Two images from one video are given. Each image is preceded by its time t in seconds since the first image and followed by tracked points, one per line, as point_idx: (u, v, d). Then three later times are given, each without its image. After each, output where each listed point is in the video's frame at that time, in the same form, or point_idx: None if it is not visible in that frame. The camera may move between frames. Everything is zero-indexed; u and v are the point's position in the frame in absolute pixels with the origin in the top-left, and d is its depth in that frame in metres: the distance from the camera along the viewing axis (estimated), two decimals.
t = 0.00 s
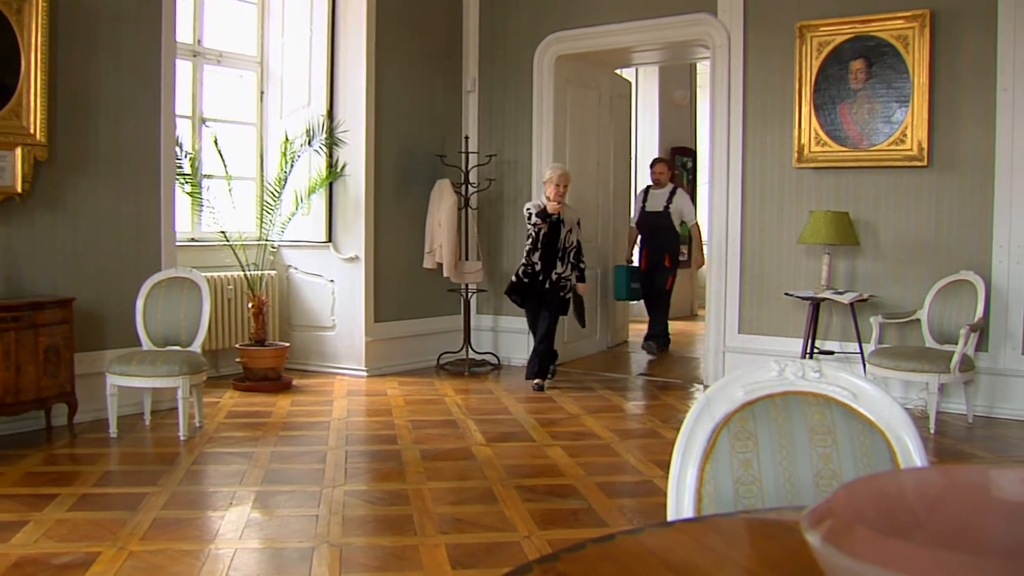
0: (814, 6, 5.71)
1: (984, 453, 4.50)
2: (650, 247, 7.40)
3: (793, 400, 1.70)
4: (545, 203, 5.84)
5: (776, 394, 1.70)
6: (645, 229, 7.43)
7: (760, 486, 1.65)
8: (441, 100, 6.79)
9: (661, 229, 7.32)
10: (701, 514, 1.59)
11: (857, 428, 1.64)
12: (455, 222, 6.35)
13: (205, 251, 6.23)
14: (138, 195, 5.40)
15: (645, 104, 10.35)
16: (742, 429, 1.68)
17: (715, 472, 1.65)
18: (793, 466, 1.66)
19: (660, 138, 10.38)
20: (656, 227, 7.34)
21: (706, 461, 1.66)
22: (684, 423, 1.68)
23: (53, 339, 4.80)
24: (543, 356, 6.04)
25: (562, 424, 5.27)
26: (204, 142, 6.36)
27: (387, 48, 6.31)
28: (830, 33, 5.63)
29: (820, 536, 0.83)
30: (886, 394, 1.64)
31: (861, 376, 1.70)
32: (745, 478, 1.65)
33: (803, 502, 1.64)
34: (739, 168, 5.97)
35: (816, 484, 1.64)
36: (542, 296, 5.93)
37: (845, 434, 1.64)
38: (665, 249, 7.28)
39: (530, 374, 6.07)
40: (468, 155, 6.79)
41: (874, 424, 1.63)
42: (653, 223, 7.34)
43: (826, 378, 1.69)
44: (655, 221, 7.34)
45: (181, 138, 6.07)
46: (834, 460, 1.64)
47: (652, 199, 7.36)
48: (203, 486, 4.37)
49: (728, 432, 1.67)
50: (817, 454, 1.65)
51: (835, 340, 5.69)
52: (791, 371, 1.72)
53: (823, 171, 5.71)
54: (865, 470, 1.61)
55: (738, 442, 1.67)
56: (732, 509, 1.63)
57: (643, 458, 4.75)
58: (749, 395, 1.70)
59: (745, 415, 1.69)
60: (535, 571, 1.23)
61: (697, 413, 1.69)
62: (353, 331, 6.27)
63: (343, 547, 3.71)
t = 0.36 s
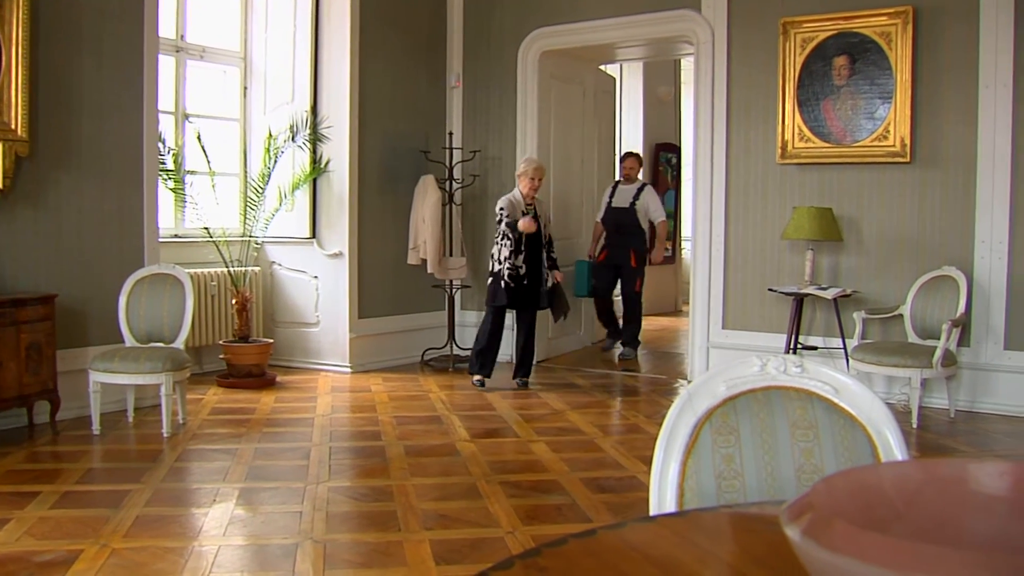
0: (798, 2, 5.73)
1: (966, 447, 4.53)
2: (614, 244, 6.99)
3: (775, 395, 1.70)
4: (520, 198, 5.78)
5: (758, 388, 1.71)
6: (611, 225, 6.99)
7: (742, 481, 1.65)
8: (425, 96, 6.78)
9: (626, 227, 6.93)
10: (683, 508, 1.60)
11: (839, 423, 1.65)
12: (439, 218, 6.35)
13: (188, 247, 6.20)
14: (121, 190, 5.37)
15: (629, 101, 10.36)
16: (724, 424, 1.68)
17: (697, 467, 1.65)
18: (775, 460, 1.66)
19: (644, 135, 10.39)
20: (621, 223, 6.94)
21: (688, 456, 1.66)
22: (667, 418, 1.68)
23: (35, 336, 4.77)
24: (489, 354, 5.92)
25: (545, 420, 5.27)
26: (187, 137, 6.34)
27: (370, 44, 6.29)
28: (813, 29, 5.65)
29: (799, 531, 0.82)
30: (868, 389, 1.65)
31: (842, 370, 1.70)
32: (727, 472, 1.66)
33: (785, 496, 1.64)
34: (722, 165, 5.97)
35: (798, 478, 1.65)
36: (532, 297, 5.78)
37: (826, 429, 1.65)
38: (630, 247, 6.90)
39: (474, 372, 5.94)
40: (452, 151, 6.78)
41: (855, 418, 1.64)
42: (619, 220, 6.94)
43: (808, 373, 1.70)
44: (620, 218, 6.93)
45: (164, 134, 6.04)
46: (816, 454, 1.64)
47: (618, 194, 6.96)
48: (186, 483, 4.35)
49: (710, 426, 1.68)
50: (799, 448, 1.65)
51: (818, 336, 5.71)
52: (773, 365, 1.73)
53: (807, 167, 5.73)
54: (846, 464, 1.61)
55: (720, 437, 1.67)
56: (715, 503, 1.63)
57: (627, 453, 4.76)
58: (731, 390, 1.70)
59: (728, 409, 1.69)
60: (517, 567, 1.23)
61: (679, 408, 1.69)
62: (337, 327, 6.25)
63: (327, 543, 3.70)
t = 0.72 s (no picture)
0: None
1: (947, 442, 4.55)
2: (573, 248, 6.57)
3: (755, 389, 1.71)
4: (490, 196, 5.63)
5: (738, 383, 1.71)
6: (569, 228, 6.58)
7: (722, 475, 1.66)
8: (407, 92, 6.77)
9: (588, 229, 6.56)
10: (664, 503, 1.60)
11: (818, 418, 1.65)
12: (422, 214, 6.34)
13: (170, 243, 6.17)
14: (102, 186, 5.34)
15: (612, 97, 10.38)
16: (705, 419, 1.69)
17: (677, 462, 1.66)
18: (755, 455, 1.67)
19: (627, 131, 10.41)
20: (582, 226, 6.55)
21: (668, 451, 1.66)
22: (647, 413, 1.68)
23: (14, 333, 4.74)
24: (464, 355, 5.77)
25: (528, 416, 5.27)
26: (169, 134, 6.31)
27: (353, 40, 6.28)
28: (795, 26, 5.67)
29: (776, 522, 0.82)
30: (848, 383, 1.65)
31: (823, 364, 1.70)
32: (707, 467, 1.66)
33: (764, 491, 1.65)
34: (705, 161, 5.98)
35: (778, 472, 1.66)
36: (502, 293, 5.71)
37: (806, 424, 1.66)
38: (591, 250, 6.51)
39: (455, 376, 5.78)
40: (434, 147, 6.77)
41: (835, 413, 1.64)
42: (579, 222, 6.54)
43: (788, 368, 1.70)
44: (581, 220, 6.53)
45: (145, 130, 6.02)
46: (796, 449, 1.65)
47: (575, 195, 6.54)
48: (168, 480, 4.33)
49: (691, 421, 1.68)
50: (779, 443, 1.66)
51: (800, 331, 5.73)
52: (753, 360, 1.73)
53: (788, 163, 5.75)
54: (826, 458, 1.62)
55: (701, 431, 1.68)
56: (695, 499, 1.64)
57: (610, 449, 4.76)
58: (712, 385, 1.70)
59: (708, 404, 1.69)
60: (496, 562, 1.23)
61: (659, 403, 1.69)
62: (320, 324, 6.24)
63: (310, 540, 3.69)
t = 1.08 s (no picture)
0: None
1: (928, 437, 4.57)
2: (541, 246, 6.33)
3: (735, 385, 1.71)
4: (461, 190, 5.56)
5: (719, 379, 1.71)
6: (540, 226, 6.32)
7: (704, 471, 1.67)
8: (391, 89, 6.76)
9: (560, 227, 6.36)
10: (645, 500, 1.61)
11: (799, 413, 1.65)
12: (405, 211, 6.34)
13: (152, 240, 6.14)
14: (83, 182, 5.31)
15: (595, 93, 10.39)
16: (686, 415, 1.69)
17: (659, 458, 1.67)
18: (736, 450, 1.68)
19: (610, 128, 10.42)
20: (556, 224, 6.34)
21: (650, 447, 1.66)
22: (628, 410, 1.68)
23: None
24: (445, 354, 5.77)
25: (512, 412, 5.27)
26: (151, 130, 6.28)
27: (336, 37, 6.26)
28: (778, 23, 5.69)
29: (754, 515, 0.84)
30: (828, 379, 1.64)
31: (804, 359, 1.70)
32: (689, 463, 1.67)
33: (746, 485, 1.67)
34: (688, 159, 5.99)
35: (759, 467, 1.67)
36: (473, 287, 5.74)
37: (787, 419, 1.66)
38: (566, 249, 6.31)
39: (438, 374, 5.78)
40: (417, 144, 6.76)
41: (816, 409, 1.63)
42: (553, 220, 6.32)
43: (769, 363, 1.69)
44: (555, 219, 6.32)
45: (127, 127, 5.99)
46: (777, 444, 1.66)
47: (550, 194, 6.32)
48: (150, 478, 4.31)
49: (671, 418, 1.68)
50: (760, 439, 1.67)
51: (782, 328, 5.75)
52: (735, 356, 1.73)
53: (771, 160, 5.77)
54: (806, 454, 1.63)
55: (682, 428, 1.68)
56: (676, 494, 1.65)
57: (593, 445, 4.77)
58: (693, 381, 1.71)
59: (689, 400, 1.70)
60: (476, 559, 1.23)
61: (641, 399, 1.69)
62: (303, 321, 6.23)
63: (293, 537, 3.69)
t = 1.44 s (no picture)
0: None
1: (909, 433, 4.60)
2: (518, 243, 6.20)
3: (716, 381, 1.72)
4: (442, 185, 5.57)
5: (700, 376, 1.71)
6: (519, 223, 6.18)
7: (684, 468, 1.67)
8: (373, 86, 6.75)
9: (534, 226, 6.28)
10: (628, 496, 1.60)
11: (778, 410, 1.66)
12: (388, 209, 6.38)
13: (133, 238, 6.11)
14: (64, 180, 5.28)
15: (578, 91, 10.40)
16: (666, 412, 1.69)
17: (640, 455, 1.66)
18: (716, 447, 1.68)
19: (593, 125, 10.44)
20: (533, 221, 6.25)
21: (631, 444, 1.66)
22: (609, 406, 1.68)
23: None
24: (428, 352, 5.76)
25: (494, 410, 5.27)
26: (131, 128, 6.25)
27: (317, 34, 6.24)
28: (759, 21, 5.70)
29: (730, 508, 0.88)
30: (808, 375, 1.66)
31: (783, 356, 1.71)
32: (669, 460, 1.67)
33: (726, 482, 1.67)
34: (671, 157, 6.00)
35: (739, 464, 1.67)
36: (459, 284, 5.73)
37: (766, 416, 1.67)
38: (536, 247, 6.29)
39: (422, 373, 5.77)
40: (400, 141, 6.75)
41: (795, 406, 1.65)
42: (534, 218, 6.22)
43: (749, 361, 1.71)
44: (535, 216, 6.24)
45: (108, 124, 5.96)
46: (757, 441, 1.66)
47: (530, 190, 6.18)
48: (132, 478, 4.29)
49: (652, 414, 1.68)
50: (740, 435, 1.67)
51: (765, 325, 5.77)
52: (714, 353, 1.73)
53: (753, 158, 5.79)
54: (786, 450, 1.64)
55: (662, 425, 1.68)
56: (657, 491, 1.65)
57: (576, 443, 4.78)
58: (674, 378, 1.70)
59: (670, 397, 1.70)
60: (454, 556, 1.22)
61: (622, 396, 1.69)
62: (285, 320, 6.21)
63: (276, 536, 3.68)
